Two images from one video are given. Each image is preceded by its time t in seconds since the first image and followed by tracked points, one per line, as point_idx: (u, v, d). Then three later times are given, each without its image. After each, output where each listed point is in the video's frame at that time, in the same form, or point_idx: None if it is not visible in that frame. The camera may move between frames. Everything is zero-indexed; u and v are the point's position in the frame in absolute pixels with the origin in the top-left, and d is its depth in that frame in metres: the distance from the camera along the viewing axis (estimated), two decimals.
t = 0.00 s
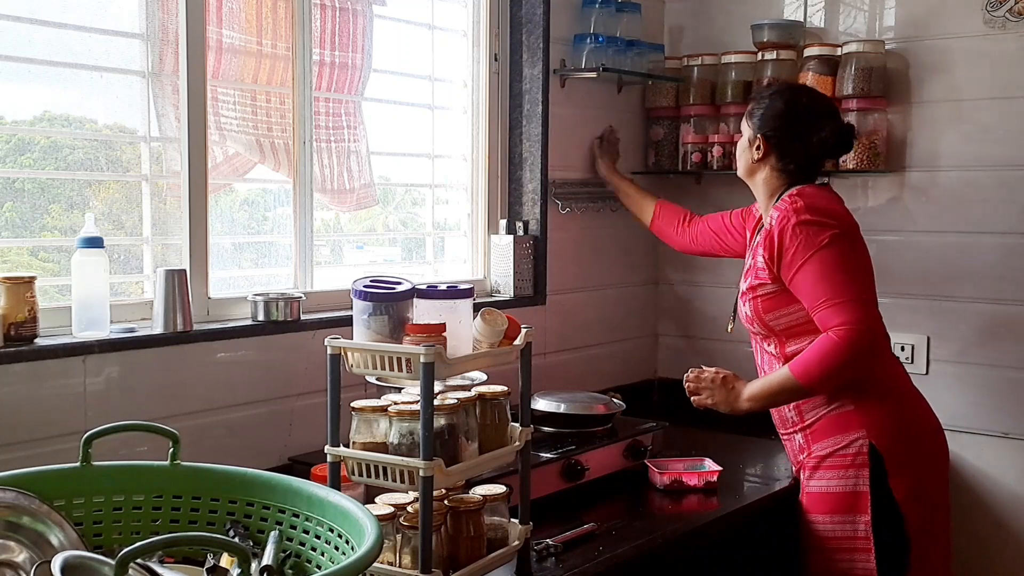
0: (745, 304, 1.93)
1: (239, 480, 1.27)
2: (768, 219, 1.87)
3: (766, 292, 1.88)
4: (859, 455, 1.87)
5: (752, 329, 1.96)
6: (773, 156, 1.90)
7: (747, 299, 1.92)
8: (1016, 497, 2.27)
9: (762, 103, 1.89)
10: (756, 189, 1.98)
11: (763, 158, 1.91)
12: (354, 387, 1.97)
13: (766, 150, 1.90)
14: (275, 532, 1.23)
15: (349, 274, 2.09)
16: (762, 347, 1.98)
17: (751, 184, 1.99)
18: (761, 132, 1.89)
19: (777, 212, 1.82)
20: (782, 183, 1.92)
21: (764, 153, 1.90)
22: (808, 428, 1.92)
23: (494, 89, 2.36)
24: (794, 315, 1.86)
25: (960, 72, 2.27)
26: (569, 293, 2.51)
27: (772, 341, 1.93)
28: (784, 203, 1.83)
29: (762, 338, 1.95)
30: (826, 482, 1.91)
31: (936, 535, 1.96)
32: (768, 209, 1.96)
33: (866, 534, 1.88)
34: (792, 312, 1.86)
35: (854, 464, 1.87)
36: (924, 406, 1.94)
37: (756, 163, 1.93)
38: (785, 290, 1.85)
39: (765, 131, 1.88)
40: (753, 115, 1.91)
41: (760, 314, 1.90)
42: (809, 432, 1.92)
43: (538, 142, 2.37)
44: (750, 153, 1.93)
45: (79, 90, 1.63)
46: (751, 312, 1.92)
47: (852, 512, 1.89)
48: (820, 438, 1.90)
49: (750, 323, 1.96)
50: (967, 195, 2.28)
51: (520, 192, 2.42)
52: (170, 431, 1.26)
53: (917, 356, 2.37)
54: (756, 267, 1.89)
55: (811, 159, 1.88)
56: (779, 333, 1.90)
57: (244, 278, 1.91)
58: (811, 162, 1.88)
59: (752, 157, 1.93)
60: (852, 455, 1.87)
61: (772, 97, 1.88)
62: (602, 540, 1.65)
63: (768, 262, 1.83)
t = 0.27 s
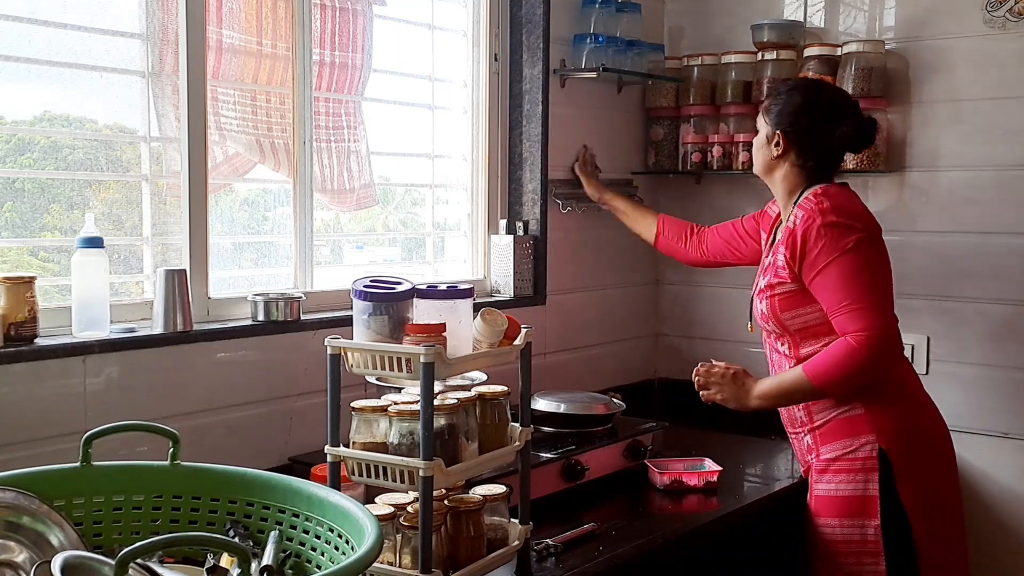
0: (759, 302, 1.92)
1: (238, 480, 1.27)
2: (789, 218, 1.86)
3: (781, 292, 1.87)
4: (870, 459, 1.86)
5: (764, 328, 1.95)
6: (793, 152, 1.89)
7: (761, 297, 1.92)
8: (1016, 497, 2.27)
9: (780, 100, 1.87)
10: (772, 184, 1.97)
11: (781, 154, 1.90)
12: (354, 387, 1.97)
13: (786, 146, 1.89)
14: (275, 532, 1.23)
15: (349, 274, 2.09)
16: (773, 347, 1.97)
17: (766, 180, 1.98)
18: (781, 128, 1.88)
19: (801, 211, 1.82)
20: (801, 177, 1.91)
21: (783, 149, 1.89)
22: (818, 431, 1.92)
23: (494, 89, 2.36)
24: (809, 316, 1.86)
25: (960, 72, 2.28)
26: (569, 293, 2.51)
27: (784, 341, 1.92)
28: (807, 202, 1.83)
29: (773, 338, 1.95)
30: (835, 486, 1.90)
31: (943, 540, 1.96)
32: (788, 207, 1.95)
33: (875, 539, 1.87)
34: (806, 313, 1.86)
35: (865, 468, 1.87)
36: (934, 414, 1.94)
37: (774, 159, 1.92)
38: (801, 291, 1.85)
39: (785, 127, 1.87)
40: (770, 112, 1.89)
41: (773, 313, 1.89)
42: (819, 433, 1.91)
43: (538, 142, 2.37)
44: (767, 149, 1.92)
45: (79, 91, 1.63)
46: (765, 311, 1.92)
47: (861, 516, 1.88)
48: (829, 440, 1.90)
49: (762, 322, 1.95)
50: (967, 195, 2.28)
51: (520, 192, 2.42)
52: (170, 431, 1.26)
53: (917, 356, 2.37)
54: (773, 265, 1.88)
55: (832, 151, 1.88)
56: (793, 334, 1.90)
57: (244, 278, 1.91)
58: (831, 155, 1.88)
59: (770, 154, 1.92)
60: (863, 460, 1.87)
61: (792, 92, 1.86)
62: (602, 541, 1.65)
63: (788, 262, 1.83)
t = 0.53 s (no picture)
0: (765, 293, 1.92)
1: (238, 480, 1.27)
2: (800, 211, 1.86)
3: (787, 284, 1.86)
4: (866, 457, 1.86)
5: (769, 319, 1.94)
6: (808, 148, 1.89)
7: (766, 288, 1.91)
8: (1016, 497, 2.27)
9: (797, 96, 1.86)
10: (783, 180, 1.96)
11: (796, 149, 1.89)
12: (354, 387, 1.97)
13: (801, 142, 1.88)
14: (275, 532, 1.23)
15: (349, 274, 2.09)
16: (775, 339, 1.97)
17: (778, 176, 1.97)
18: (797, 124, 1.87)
19: (812, 204, 1.81)
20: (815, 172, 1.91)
21: (798, 145, 1.89)
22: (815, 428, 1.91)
23: (494, 89, 2.36)
24: (813, 309, 1.85)
25: (960, 72, 2.27)
26: (569, 293, 2.51)
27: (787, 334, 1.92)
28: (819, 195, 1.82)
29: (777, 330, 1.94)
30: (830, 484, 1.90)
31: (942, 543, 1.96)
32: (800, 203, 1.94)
33: (870, 537, 1.88)
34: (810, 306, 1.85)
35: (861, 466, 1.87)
36: (933, 414, 1.95)
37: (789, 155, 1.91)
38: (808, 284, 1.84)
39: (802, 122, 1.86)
40: (784, 108, 1.88)
41: (779, 305, 1.89)
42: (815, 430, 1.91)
43: (538, 142, 2.37)
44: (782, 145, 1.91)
45: (79, 91, 1.63)
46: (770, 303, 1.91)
47: (855, 515, 1.88)
48: (826, 438, 1.89)
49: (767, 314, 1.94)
50: (967, 195, 2.28)
51: (520, 192, 2.42)
52: (170, 431, 1.26)
53: (917, 356, 2.37)
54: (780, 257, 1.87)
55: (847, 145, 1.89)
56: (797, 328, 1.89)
57: (244, 278, 1.91)
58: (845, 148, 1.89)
59: (784, 151, 1.91)
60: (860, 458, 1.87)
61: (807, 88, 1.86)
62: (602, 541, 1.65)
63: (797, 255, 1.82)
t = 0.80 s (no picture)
0: (791, 288, 1.91)
1: (238, 480, 1.27)
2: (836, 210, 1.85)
3: (818, 280, 1.86)
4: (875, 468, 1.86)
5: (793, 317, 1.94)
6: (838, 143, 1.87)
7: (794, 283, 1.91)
8: (1016, 497, 2.27)
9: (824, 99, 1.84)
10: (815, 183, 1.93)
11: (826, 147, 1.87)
12: (354, 387, 1.97)
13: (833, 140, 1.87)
14: (275, 532, 1.23)
15: (349, 274, 2.09)
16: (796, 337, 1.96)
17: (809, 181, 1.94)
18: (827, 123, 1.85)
19: (854, 203, 1.81)
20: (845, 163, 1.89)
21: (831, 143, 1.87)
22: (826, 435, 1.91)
23: (494, 89, 2.36)
24: (840, 310, 1.85)
25: (960, 72, 2.27)
26: (569, 293, 2.51)
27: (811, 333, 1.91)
28: (861, 195, 1.82)
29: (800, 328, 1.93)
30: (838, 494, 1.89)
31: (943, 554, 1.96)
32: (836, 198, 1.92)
33: (876, 549, 1.87)
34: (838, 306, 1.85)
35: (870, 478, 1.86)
36: (942, 429, 1.95)
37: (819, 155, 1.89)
38: (839, 283, 1.84)
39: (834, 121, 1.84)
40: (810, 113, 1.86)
41: (807, 301, 1.88)
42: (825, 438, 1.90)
43: (538, 142, 2.37)
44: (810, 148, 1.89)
45: (79, 90, 1.63)
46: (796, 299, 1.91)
47: (862, 527, 1.88)
48: (835, 446, 1.89)
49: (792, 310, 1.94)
50: (966, 195, 2.28)
51: (520, 192, 2.42)
52: (170, 431, 1.26)
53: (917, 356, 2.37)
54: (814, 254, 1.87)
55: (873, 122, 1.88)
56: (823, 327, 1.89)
57: (244, 278, 1.91)
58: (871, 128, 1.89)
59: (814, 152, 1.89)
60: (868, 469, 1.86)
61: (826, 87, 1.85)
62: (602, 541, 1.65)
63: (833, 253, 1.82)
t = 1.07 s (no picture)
0: (768, 299, 1.88)
1: (238, 480, 1.27)
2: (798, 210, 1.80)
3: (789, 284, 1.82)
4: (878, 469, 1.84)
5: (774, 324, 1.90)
6: (777, 159, 1.82)
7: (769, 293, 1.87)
8: (1016, 497, 2.27)
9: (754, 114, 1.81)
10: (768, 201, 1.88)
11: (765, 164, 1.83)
12: (354, 387, 1.97)
13: (769, 157, 1.82)
14: (275, 532, 1.23)
15: (349, 274, 2.09)
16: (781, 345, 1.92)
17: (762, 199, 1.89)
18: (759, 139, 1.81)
19: (810, 201, 1.75)
20: (793, 179, 1.83)
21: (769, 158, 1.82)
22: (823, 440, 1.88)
23: (494, 89, 2.36)
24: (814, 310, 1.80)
25: (960, 72, 2.28)
26: (570, 293, 2.52)
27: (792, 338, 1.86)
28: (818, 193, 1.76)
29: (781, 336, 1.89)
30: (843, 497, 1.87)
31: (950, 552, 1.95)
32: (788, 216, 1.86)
33: (886, 550, 1.85)
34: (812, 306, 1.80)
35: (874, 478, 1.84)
36: (937, 426, 1.91)
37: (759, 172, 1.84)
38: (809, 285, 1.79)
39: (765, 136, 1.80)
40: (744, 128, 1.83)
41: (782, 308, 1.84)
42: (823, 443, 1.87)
43: (538, 142, 2.38)
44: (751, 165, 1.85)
45: (79, 90, 1.63)
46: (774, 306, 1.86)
47: (870, 528, 1.86)
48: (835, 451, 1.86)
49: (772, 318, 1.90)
50: (967, 195, 2.28)
51: (520, 191, 2.42)
52: (169, 431, 1.26)
53: (917, 356, 2.37)
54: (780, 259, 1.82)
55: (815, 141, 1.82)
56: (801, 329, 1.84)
57: (244, 278, 1.91)
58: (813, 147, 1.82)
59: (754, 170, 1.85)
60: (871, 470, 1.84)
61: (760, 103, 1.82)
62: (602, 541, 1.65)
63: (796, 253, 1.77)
